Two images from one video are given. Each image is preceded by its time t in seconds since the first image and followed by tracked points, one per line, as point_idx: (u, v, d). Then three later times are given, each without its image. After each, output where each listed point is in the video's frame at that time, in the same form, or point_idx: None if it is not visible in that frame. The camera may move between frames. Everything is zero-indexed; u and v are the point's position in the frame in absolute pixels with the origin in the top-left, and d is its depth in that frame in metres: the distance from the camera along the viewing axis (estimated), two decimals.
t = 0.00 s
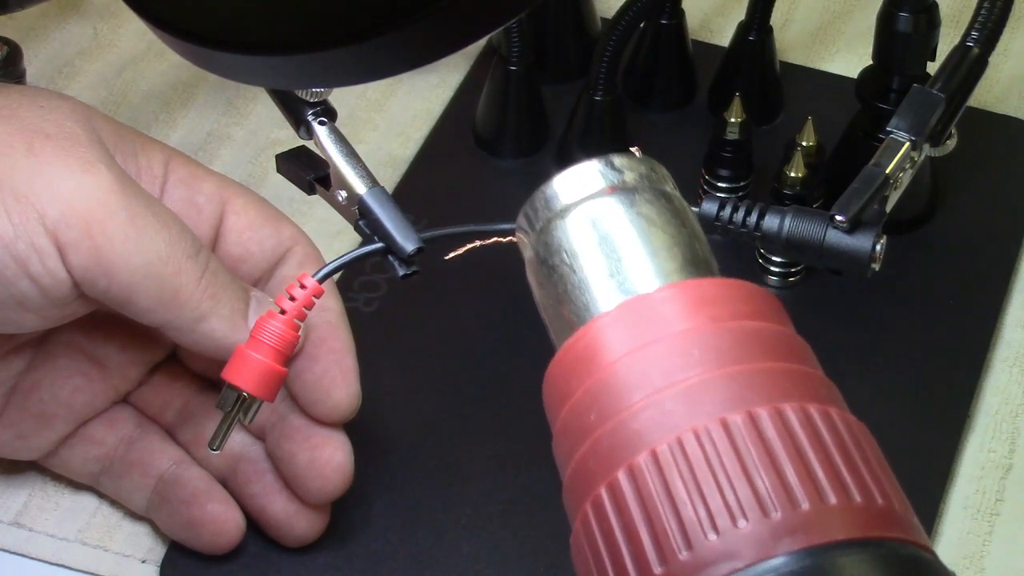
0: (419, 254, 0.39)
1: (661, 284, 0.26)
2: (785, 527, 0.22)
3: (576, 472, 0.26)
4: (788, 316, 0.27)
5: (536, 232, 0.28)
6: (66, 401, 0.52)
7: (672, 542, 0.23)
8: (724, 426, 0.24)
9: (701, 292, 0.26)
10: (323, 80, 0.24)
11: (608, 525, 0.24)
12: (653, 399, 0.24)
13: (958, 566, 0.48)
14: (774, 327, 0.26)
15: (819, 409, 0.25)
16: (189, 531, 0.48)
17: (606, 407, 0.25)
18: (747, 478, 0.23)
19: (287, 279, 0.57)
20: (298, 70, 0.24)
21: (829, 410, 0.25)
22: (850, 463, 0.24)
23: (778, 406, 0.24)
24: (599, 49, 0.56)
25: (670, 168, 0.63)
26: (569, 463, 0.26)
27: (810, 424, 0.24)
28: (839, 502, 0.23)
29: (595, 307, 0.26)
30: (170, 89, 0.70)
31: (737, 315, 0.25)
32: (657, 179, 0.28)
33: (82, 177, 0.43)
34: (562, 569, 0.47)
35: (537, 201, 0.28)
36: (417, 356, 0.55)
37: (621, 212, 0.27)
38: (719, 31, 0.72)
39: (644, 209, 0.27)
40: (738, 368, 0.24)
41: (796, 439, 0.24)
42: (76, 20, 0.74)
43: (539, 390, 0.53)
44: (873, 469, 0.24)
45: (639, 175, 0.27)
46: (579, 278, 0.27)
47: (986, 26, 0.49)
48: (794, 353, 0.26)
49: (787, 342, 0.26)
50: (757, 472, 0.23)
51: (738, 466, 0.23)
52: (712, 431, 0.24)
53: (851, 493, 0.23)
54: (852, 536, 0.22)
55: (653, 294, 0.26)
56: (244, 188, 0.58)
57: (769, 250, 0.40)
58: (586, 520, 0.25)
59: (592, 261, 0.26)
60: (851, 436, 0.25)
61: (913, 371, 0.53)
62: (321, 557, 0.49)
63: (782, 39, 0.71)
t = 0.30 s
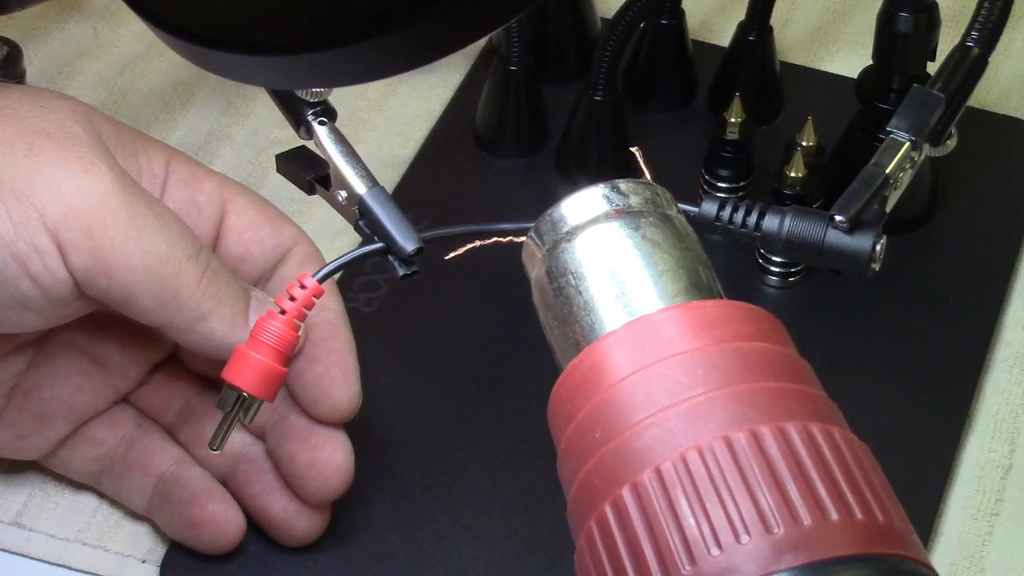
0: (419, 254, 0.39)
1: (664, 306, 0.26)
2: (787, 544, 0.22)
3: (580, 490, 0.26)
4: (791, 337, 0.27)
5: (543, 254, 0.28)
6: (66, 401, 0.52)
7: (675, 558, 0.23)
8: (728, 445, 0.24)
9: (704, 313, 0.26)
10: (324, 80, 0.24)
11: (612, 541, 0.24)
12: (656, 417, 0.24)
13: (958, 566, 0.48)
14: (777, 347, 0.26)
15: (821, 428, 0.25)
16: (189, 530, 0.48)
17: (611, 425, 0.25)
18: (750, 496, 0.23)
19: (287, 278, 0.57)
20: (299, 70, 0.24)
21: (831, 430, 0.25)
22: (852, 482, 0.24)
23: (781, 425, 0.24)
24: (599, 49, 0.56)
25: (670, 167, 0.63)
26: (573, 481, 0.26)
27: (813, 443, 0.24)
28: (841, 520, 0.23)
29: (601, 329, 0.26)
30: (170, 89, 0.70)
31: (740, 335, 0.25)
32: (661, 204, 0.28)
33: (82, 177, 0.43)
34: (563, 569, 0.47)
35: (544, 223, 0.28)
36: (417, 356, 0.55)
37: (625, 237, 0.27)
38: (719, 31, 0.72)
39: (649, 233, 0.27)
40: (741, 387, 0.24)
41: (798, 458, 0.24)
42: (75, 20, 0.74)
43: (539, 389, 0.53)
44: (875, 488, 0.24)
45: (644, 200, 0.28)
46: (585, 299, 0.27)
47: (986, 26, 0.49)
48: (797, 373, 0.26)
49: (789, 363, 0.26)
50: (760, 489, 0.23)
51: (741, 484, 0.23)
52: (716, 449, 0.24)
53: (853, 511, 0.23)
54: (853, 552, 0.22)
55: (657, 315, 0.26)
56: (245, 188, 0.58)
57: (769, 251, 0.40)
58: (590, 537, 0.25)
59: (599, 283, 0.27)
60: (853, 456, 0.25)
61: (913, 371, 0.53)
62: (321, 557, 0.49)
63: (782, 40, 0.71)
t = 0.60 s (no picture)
0: (419, 254, 0.39)
1: (662, 277, 0.26)
2: (784, 521, 0.22)
3: (575, 466, 0.26)
4: (790, 310, 0.27)
5: (538, 226, 0.28)
6: (66, 401, 0.52)
7: (670, 535, 0.23)
8: (724, 420, 0.24)
9: (701, 286, 0.26)
10: (324, 81, 0.24)
11: (607, 518, 0.24)
12: (652, 392, 0.24)
13: (958, 566, 0.48)
14: (775, 320, 0.26)
15: (819, 402, 0.25)
16: (189, 530, 0.48)
17: (606, 400, 0.25)
18: (746, 472, 0.23)
19: (287, 279, 0.57)
20: (298, 70, 0.24)
21: (829, 404, 0.25)
22: (850, 457, 0.24)
23: (778, 399, 0.24)
24: (599, 49, 0.56)
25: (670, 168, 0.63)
26: (568, 458, 0.26)
27: (810, 418, 0.24)
28: (839, 496, 0.23)
29: (596, 300, 0.26)
30: (170, 89, 0.70)
31: (738, 308, 0.25)
32: (659, 172, 0.28)
33: (82, 176, 0.43)
34: (562, 570, 0.47)
35: (539, 193, 0.28)
36: (417, 356, 0.55)
37: (622, 205, 0.27)
38: (719, 30, 0.72)
39: (645, 202, 0.27)
40: (738, 362, 0.24)
41: (795, 432, 0.24)
42: (75, 20, 0.74)
43: (539, 389, 0.53)
44: (873, 463, 0.24)
45: (641, 168, 0.27)
46: (580, 270, 0.27)
47: (987, 26, 0.49)
48: (795, 346, 0.26)
49: (788, 335, 0.26)
50: (756, 466, 0.23)
51: (737, 460, 0.23)
52: (712, 424, 0.23)
53: (851, 487, 0.23)
54: (851, 529, 0.22)
55: (653, 288, 0.26)
56: (245, 188, 0.58)
57: (769, 251, 0.40)
58: (585, 514, 0.25)
59: (594, 252, 0.26)
60: (851, 429, 0.25)
61: (913, 371, 0.53)
62: (321, 557, 0.49)
63: (782, 39, 0.71)
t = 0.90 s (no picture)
0: (419, 254, 0.39)
1: (659, 275, 0.26)
2: (785, 525, 0.22)
3: (573, 465, 0.26)
4: (788, 310, 0.27)
5: (532, 221, 0.28)
6: (66, 401, 0.52)
7: (671, 537, 0.23)
8: (724, 422, 0.24)
9: (701, 285, 0.25)
10: (323, 82, 0.24)
11: (606, 519, 0.24)
12: (652, 392, 0.24)
13: (958, 566, 0.48)
14: (774, 320, 0.26)
15: (819, 404, 0.25)
16: (189, 530, 0.48)
17: (604, 400, 0.25)
18: (747, 475, 0.23)
19: (288, 279, 0.57)
20: (298, 71, 0.24)
21: (829, 406, 0.25)
22: (850, 459, 0.24)
23: (779, 401, 0.24)
24: (599, 49, 0.56)
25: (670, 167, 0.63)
26: (565, 456, 0.26)
27: (810, 420, 0.24)
28: (840, 500, 0.23)
29: (591, 297, 0.26)
30: (170, 89, 0.70)
31: (737, 308, 0.25)
32: (654, 167, 0.28)
33: (82, 176, 0.43)
34: (563, 570, 0.47)
35: (533, 188, 0.27)
36: (417, 356, 0.55)
37: (619, 201, 0.27)
38: (719, 30, 0.72)
39: (642, 198, 0.27)
40: (738, 362, 0.24)
41: (795, 434, 0.24)
42: (75, 20, 0.74)
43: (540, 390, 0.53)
44: (872, 466, 0.24)
45: (637, 163, 0.27)
46: (575, 267, 0.27)
47: (986, 26, 0.49)
48: (794, 346, 0.26)
49: (787, 336, 0.26)
50: (757, 468, 0.23)
51: (738, 463, 0.23)
52: (712, 426, 0.23)
53: (851, 491, 0.23)
54: (852, 534, 0.22)
55: (651, 286, 0.26)
56: (245, 188, 0.58)
57: (769, 251, 0.40)
58: (583, 513, 0.25)
59: (589, 249, 0.26)
60: (850, 431, 0.25)
61: (913, 371, 0.53)
62: (320, 557, 0.49)
63: (782, 39, 0.71)
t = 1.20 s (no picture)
0: (419, 254, 0.39)
1: (665, 278, 0.26)
2: (791, 526, 0.22)
3: (580, 466, 0.26)
4: (793, 312, 0.27)
5: (539, 223, 0.28)
6: (66, 401, 0.52)
7: (677, 538, 0.23)
8: (730, 423, 0.24)
9: (707, 287, 0.25)
10: (323, 81, 0.24)
11: (613, 519, 0.24)
12: (658, 394, 0.24)
13: (958, 566, 0.48)
14: (779, 322, 0.26)
15: (825, 406, 0.25)
16: (189, 530, 0.48)
17: (611, 401, 0.25)
18: (753, 476, 0.23)
19: (287, 278, 0.57)
20: (299, 70, 0.24)
21: (834, 407, 0.25)
22: (855, 460, 0.24)
23: (785, 403, 0.24)
24: (599, 49, 0.56)
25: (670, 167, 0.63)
26: (572, 456, 0.26)
27: (816, 421, 0.24)
28: (845, 501, 0.23)
29: (599, 301, 0.26)
30: (170, 89, 0.70)
31: (743, 310, 0.25)
32: (662, 170, 0.28)
33: (83, 175, 0.43)
34: (562, 570, 0.47)
35: (540, 191, 0.27)
36: (417, 356, 0.55)
37: (627, 206, 0.27)
38: (719, 30, 0.72)
39: (649, 202, 0.27)
40: (744, 364, 0.24)
41: (801, 435, 0.24)
42: (75, 20, 0.74)
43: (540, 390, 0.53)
44: (878, 467, 0.24)
45: (645, 166, 0.27)
46: (582, 270, 0.27)
47: (986, 26, 0.49)
48: (799, 348, 0.26)
49: (792, 337, 0.26)
50: (764, 469, 0.23)
51: (744, 464, 0.23)
52: (718, 427, 0.23)
53: (857, 492, 0.23)
54: (857, 534, 0.22)
55: (657, 288, 0.26)
56: (245, 188, 0.58)
57: (769, 251, 0.40)
58: (590, 514, 0.25)
59: (597, 252, 0.26)
60: (856, 433, 0.25)
61: (913, 370, 0.53)
62: (321, 557, 0.49)
63: (782, 39, 0.71)
